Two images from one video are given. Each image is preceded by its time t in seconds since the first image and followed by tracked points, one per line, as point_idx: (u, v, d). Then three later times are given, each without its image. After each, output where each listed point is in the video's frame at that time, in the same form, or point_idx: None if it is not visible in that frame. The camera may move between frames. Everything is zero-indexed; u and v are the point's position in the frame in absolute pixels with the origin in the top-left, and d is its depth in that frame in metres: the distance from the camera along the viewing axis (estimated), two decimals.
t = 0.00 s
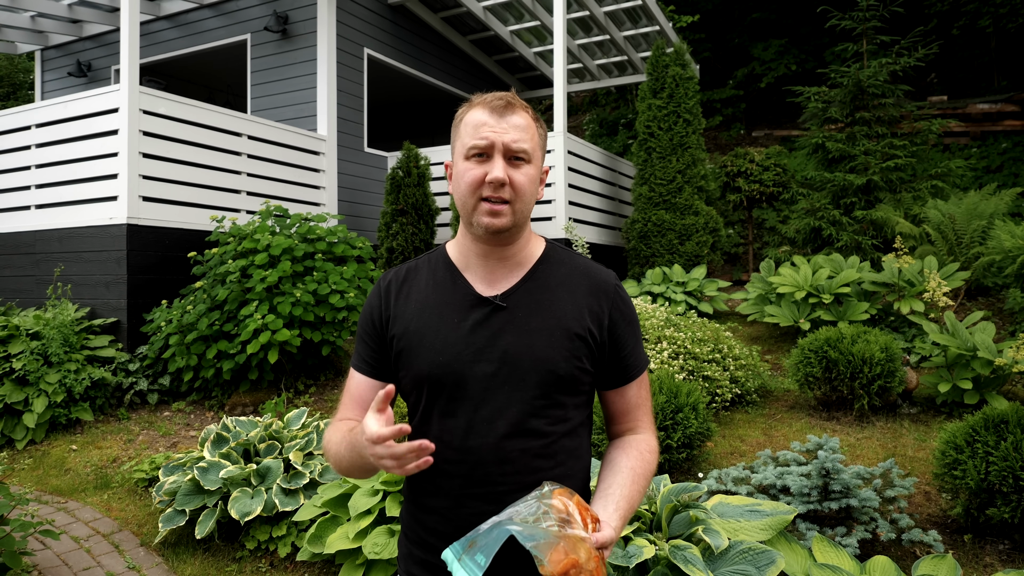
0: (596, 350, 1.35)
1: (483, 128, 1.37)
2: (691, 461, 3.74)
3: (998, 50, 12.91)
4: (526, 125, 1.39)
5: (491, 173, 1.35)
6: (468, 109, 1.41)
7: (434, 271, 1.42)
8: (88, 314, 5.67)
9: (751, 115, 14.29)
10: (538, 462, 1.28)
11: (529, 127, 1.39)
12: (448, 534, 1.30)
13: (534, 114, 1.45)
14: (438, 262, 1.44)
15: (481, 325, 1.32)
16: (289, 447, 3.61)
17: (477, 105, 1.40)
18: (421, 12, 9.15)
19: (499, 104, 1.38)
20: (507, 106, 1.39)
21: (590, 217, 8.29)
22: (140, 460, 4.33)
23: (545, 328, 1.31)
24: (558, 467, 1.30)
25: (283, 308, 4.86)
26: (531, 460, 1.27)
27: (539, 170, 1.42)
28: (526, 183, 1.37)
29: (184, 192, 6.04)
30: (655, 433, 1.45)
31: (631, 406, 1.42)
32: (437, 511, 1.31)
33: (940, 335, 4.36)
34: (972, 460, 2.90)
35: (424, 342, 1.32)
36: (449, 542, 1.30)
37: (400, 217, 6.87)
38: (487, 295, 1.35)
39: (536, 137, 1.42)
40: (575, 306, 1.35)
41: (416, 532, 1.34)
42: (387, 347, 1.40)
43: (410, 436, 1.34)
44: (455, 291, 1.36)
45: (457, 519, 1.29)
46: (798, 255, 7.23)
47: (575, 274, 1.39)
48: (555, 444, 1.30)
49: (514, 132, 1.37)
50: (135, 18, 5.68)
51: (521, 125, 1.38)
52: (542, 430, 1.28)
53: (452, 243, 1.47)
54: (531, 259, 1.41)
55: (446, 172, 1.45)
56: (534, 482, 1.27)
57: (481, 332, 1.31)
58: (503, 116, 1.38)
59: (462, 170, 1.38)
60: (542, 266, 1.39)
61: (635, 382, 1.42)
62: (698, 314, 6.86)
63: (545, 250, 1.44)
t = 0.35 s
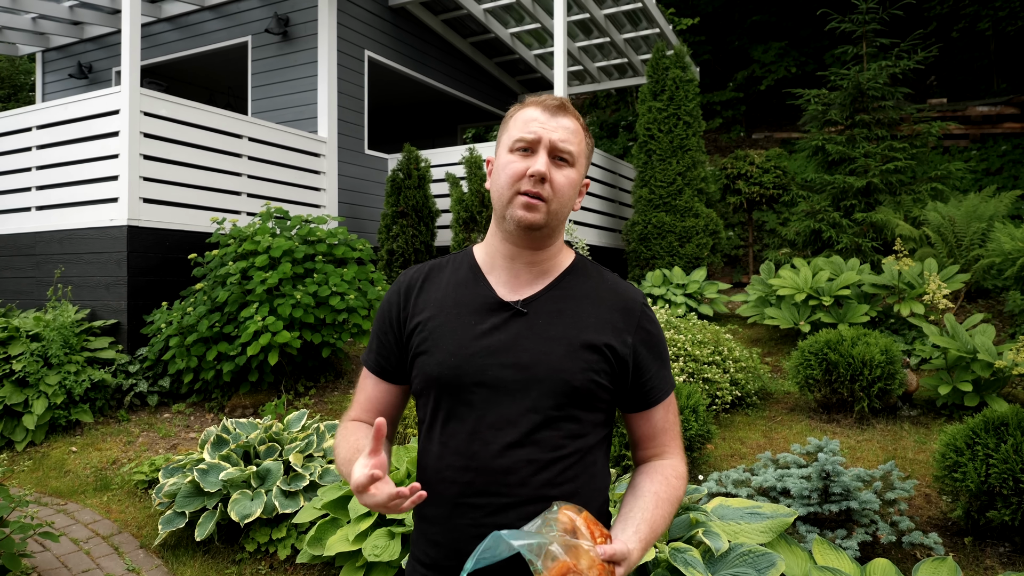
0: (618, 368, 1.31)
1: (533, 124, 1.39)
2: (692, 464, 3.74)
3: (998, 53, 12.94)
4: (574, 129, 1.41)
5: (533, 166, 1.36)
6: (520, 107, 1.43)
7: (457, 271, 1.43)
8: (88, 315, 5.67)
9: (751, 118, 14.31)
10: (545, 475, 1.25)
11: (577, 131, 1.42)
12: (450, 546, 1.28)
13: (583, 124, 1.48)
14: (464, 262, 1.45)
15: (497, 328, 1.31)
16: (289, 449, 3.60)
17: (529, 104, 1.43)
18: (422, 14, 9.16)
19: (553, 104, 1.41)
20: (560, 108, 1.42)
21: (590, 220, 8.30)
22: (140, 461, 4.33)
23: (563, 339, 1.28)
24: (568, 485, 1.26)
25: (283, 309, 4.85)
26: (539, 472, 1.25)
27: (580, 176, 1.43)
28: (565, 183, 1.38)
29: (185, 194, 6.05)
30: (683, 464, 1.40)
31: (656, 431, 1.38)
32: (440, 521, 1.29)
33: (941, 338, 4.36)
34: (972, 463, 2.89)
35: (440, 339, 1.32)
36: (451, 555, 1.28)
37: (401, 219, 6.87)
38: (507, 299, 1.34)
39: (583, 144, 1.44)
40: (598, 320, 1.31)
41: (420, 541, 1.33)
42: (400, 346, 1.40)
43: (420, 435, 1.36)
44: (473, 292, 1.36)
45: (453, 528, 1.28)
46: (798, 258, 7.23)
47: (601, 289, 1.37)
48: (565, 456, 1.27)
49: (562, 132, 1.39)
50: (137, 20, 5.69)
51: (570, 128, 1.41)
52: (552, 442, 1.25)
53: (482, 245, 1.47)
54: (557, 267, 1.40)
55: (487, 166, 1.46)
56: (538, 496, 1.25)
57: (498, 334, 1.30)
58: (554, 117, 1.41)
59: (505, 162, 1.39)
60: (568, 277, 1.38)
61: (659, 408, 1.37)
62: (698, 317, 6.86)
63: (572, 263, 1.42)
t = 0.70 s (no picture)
0: (620, 379, 1.30)
1: (532, 132, 1.37)
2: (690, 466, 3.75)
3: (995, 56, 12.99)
4: (576, 135, 1.38)
5: (532, 180, 1.35)
6: (521, 111, 1.41)
7: (459, 276, 1.44)
8: (86, 320, 5.66)
9: (749, 121, 14.34)
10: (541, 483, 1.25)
11: (579, 137, 1.39)
12: (445, 554, 1.28)
13: (587, 126, 1.45)
14: (467, 268, 1.45)
15: (495, 335, 1.31)
16: (288, 452, 3.59)
17: (529, 109, 1.40)
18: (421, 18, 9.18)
19: (553, 110, 1.38)
20: (561, 113, 1.39)
21: (588, 223, 8.30)
22: (138, 466, 4.32)
23: (563, 350, 1.27)
24: (565, 493, 1.26)
25: (281, 313, 4.85)
26: (534, 480, 1.24)
27: (583, 183, 1.41)
28: (567, 194, 1.36)
29: (183, 198, 6.05)
30: (695, 468, 1.39)
31: (665, 438, 1.36)
32: (436, 529, 1.29)
33: (938, 340, 4.37)
34: (970, 465, 2.90)
35: (439, 347, 1.33)
36: (445, 562, 1.28)
37: (399, 222, 6.88)
38: (507, 307, 1.34)
39: (586, 148, 1.41)
40: (599, 331, 1.30)
41: (418, 548, 1.34)
42: (402, 353, 1.42)
43: (419, 440, 1.38)
44: (473, 298, 1.37)
45: (452, 538, 1.27)
46: (796, 261, 7.24)
47: (604, 296, 1.35)
48: (562, 465, 1.26)
49: (563, 140, 1.36)
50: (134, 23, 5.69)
51: (572, 135, 1.38)
52: (548, 451, 1.25)
53: (485, 252, 1.47)
54: (560, 276, 1.39)
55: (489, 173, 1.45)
56: (535, 505, 1.25)
57: (497, 343, 1.30)
58: (555, 123, 1.38)
59: (504, 174, 1.38)
60: (571, 284, 1.37)
61: (667, 415, 1.36)
62: (697, 320, 6.87)
63: (576, 269, 1.41)
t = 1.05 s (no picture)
0: (595, 367, 1.32)
1: (505, 130, 1.38)
2: (690, 467, 3.75)
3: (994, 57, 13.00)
4: (546, 133, 1.41)
5: (507, 175, 1.36)
6: (492, 110, 1.42)
7: (433, 274, 1.43)
8: (86, 321, 5.66)
9: (748, 122, 14.35)
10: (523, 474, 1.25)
11: (549, 136, 1.41)
12: (429, 547, 1.27)
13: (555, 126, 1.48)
14: (440, 267, 1.45)
15: (473, 330, 1.31)
16: (288, 453, 3.59)
17: (501, 109, 1.42)
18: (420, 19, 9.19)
19: (525, 108, 1.40)
20: (531, 112, 1.41)
21: (587, 224, 8.30)
22: (138, 468, 4.31)
23: (541, 339, 1.29)
24: (547, 481, 1.26)
25: (281, 315, 4.85)
26: (516, 471, 1.25)
27: (554, 180, 1.43)
28: (540, 189, 1.38)
29: (182, 199, 6.04)
30: (660, 455, 1.43)
31: (632, 426, 1.40)
32: (420, 522, 1.29)
33: (938, 341, 4.37)
34: (970, 466, 2.90)
35: (417, 344, 1.32)
36: (429, 555, 1.27)
37: (399, 223, 6.88)
38: (483, 302, 1.35)
39: (555, 145, 1.44)
40: (574, 320, 1.32)
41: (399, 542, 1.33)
42: (377, 352, 1.39)
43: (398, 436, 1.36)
44: (449, 295, 1.36)
45: (437, 531, 1.27)
46: (796, 261, 7.23)
47: (577, 288, 1.38)
48: (541, 454, 1.26)
49: (534, 137, 1.38)
50: (132, 24, 5.69)
51: (543, 133, 1.40)
52: (529, 441, 1.26)
53: (457, 249, 1.47)
54: (533, 270, 1.40)
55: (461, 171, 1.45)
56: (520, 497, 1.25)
57: (476, 337, 1.30)
58: (526, 121, 1.40)
59: (478, 170, 1.39)
60: (544, 278, 1.39)
61: (636, 403, 1.39)
62: (696, 321, 6.87)
63: (547, 263, 1.43)
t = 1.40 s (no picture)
0: (569, 368, 1.34)
1: (474, 142, 1.36)
2: (692, 470, 3.75)
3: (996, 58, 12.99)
4: (516, 142, 1.39)
5: (479, 187, 1.35)
6: (460, 120, 1.40)
7: (407, 278, 1.40)
8: (89, 323, 5.68)
9: (750, 124, 14.35)
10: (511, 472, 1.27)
11: (519, 145, 1.40)
12: (418, 546, 1.27)
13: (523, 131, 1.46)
14: (414, 270, 1.42)
15: (453, 335, 1.30)
16: (289, 456, 3.59)
17: (469, 118, 1.40)
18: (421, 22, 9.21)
19: (493, 119, 1.38)
20: (500, 122, 1.39)
21: (589, 225, 8.29)
22: (140, 469, 4.32)
23: (519, 343, 1.29)
24: (529, 477, 1.29)
25: (282, 317, 4.85)
26: (503, 468, 1.26)
27: (525, 187, 1.42)
28: (512, 199, 1.37)
29: (184, 202, 6.05)
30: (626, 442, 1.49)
31: (600, 418, 1.44)
32: (409, 521, 1.28)
33: (940, 343, 4.36)
34: (973, 469, 2.89)
35: (397, 350, 1.30)
36: (419, 554, 1.27)
37: (400, 225, 6.89)
38: (461, 306, 1.34)
39: (525, 154, 1.42)
40: (549, 323, 1.33)
41: (385, 543, 1.32)
42: (354, 357, 1.37)
43: (381, 437, 1.35)
44: (428, 300, 1.34)
45: (427, 530, 1.27)
46: (798, 263, 7.22)
47: (550, 290, 1.39)
48: (524, 452, 1.28)
49: (504, 148, 1.37)
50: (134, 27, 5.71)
51: (512, 142, 1.38)
52: (513, 439, 1.27)
53: (430, 254, 1.45)
54: (506, 274, 1.40)
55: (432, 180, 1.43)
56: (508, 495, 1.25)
57: (455, 342, 1.29)
58: (495, 132, 1.38)
59: (450, 182, 1.37)
60: (517, 281, 1.38)
61: (604, 398, 1.43)
62: (698, 322, 6.87)
63: (520, 266, 1.43)
